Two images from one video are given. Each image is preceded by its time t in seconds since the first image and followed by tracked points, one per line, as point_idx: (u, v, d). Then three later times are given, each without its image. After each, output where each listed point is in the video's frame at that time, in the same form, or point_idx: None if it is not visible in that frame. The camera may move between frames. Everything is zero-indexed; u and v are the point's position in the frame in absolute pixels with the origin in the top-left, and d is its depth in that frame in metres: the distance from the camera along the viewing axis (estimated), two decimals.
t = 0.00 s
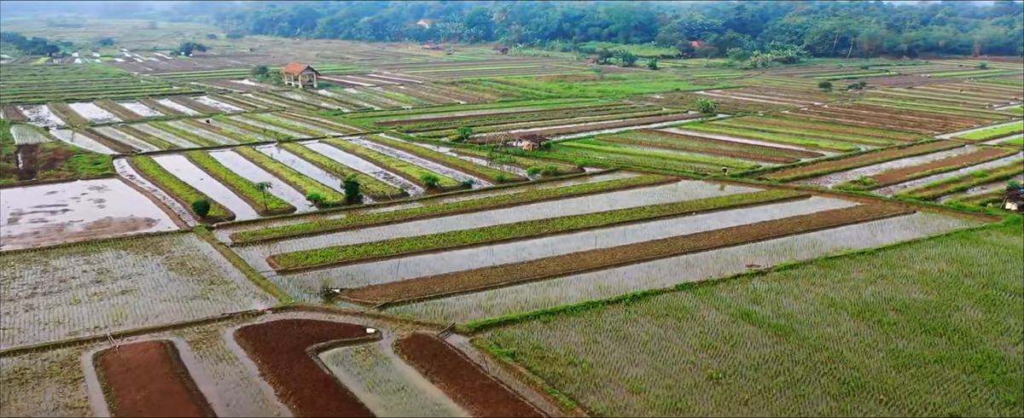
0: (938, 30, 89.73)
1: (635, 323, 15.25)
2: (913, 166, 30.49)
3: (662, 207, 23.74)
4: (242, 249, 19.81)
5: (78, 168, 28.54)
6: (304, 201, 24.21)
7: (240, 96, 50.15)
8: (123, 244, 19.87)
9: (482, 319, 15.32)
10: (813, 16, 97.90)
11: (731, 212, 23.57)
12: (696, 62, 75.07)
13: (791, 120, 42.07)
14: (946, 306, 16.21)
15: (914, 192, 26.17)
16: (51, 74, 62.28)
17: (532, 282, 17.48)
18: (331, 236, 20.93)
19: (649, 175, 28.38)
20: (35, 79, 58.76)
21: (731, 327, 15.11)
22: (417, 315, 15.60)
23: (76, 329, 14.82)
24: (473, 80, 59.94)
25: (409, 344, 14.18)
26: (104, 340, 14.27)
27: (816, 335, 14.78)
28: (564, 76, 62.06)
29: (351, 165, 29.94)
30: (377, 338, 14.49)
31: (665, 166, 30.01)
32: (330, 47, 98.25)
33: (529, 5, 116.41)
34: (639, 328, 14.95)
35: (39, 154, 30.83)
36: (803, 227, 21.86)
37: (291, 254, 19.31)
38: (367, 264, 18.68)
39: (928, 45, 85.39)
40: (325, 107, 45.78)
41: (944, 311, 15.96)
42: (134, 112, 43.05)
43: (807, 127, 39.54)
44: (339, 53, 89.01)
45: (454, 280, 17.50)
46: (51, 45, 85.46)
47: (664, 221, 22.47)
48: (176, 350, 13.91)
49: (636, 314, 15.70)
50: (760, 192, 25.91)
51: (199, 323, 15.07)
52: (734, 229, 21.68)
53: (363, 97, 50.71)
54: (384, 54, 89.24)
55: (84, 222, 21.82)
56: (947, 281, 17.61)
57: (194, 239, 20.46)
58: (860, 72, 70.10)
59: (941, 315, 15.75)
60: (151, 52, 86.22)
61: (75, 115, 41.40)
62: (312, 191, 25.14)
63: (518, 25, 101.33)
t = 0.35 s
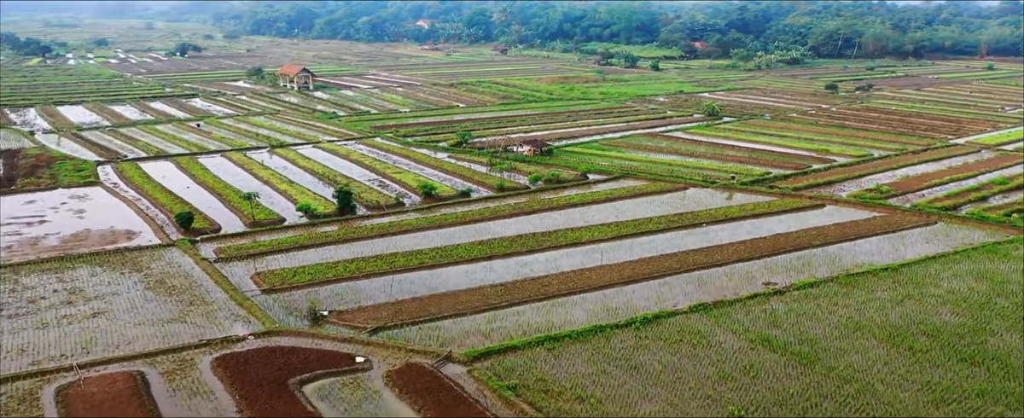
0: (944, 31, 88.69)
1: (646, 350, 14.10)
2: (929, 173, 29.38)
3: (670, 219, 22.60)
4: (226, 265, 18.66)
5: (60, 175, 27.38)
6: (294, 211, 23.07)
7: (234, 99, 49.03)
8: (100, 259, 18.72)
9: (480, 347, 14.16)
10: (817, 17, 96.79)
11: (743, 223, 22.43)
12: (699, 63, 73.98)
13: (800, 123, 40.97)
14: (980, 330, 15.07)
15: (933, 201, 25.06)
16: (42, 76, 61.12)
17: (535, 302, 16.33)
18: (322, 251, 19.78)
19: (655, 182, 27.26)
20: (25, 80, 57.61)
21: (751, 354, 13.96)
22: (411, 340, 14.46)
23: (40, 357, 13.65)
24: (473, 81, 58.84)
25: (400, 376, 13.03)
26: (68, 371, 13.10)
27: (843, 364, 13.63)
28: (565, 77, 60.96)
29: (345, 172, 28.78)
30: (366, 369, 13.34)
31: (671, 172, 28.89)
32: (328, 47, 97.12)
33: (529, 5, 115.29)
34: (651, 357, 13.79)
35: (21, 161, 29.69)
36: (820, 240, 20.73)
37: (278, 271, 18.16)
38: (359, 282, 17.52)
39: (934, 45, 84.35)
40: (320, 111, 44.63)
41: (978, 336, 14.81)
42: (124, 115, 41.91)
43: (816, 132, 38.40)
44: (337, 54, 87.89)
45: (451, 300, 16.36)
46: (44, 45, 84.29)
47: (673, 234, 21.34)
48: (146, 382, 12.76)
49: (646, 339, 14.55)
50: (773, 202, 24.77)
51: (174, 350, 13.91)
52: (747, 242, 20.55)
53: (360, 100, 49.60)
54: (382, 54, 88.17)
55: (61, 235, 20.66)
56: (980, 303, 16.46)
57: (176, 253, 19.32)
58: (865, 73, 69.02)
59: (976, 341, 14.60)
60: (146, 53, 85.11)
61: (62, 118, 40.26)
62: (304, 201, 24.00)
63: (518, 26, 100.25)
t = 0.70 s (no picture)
0: (950, 31, 87.53)
1: (661, 386, 12.81)
2: (949, 180, 28.13)
3: (681, 233, 21.29)
4: (206, 284, 17.36)
5: (38, 184, 26.06)
6: (282, 224, 21.78)
7: (227, 102, 47.74)
8: (70, 279, 17.40)
9: (478, 382, 12.88)
10: (821, 17, 95.59)
11: (758, 238, 21.14)
12: (702, 64, 72.75)
13: (809, 128, 39.73)
14: None
15: (957, 211, 23.81)
16: (32, 77, 59.78)
17: (538, 328, 15.05)
18: (309, 268, 18.48)
19: (663, 191, 25.97)
20: (14, 82, 56.29)
21: (777, 391, 12.68)
22: (402, 374, 13.17)
23: None
24: (472, 83, 57.60)
25: None
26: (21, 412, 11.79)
27: (878, 403, 12.36)
28: (566, 79, 59.73)
29: (338, 180, 27.46)
30: (352, 410, 12.06)
31: (679, 181, 27.62)
32: (326, 48, 95.85)
33: (529, 5, 114.05)
34: (667, 394, 12.52)
35: None
36: (841, 257, 19.43)
37: (261, 291, 16.86)
38: (348, 305, 16.22)
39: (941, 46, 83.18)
40: (315, 114, 43.34)
41: None
42: (111, 119, 40.60)
43: (826, 137, 37.14)
44: (334, 55, 86.65)
45: (447, 326, 15.07)
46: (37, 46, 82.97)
47: (684, 250, 20.04)
48: None
49: (660, 373, 13.27)
50: (788, 213, 23.48)
51: (140, 386, 12.61)
52: (763, 259, 19.26)
53: (356, 103, 48.34)
54: (380, 55, 86.95)
55: (31, 251, 19.34)
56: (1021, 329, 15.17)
57: (153, 271, 18.02)
58: (872, 74, 67.83)
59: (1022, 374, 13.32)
60: (140, 54, 83.85)
61: (48, 122, 38.95)
62: (293, 213, 22.72)
63: (518, 26, 99.05)
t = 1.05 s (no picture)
0: (955, 32, 86.47)
1: None
2: (968, 188, 26.98)
3: (692, 247, 20.11)
4: (185, 306, 16.19)
5: (16, 193, 24.87)
6: (269, 237, 20.63)
7: (220, 105, 46.57)
8: (38, 300, 16.22)
9: None
10: (825, 17, 94.54)
11: (774, 252, 19.97)
12: (705, 66, 71.63)
13: (818, 132, 38.59)
14: None
15: (980, 222, 22.66)
16: (22, 79, 58.59)
17: (541, 357, 13.87)
18: (297, 287, 17.31)
19: (671, 201, 24.80)
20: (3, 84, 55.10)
21: None
22: (393, 412, 12.00)
23: None
24: (471, 85, 56.47)
25: None
26: None
27: None
28: (567, 80, 58.61)
29: (330, 188, 26.29)
30: None
31: (687, 189, 26.46)
32: (323, 49, 94.70)
33: (529, 5, 112.91)
34: None
35: None
36: (863, 274, 18.26)
37: (243, 314, 15.65)
38: (336, 329, 15.05)
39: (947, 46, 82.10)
40: (309, 117, 42.18)
41: None
42: (100, 122, 39.44)
43: (837, 141, 35.99)
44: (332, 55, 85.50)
45: (443, 355, 13.89)
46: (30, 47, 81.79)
47: (696, 266, 18.85)
48: None
49: (677, 410, 12.09)
50: (804, 225, 22.31)
51: None
52: (781, 276, 18.08)
53: (352, 105, 47.17)
54: (377, 55, 85.85)
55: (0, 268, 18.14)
56: None
57: (128, 290, 16.83)
58: (878, 75, 66.72)
59: None
60: (135, 54, 82.66)
61: (33, 126, 37.77)
62: (282, 225, 21.55)
63: (518, 26, 97.95)
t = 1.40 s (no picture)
0: (962, 32, 85.29)
1: None
2: (992, 197, 25.73)
3: (705, 264, 18.79)
4: (157, 333, 14.87)
5: None
6: (254, 253, 19.34)
7: (212, 108, 45.26)
8: None
9: None
10: (829, 17, 93.32)
11: (793, 270, 18.68)
12: (709, 67, 70.34)
13: (830, 137, 37.33)
14: None
15: (1008, 235, 21.41)
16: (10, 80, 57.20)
17: (547, 395, 12.59)
18: (280, 311, 15.99)
19: (681, 212, 23.52)
20: None
21: None
22: None
23: None
24: (470, 87, 55.19)
25: None
26: None
27: None
28: (569, 82, 57.33)
29: (322, 199, 25.00)
30: None
31: (697, 199, 25.17)
32: (321, 49, 93.47)
33: (529, 5, 111.63)
34: None
35: None
36: (892, 296, 16.96)
37: (219, 343, 14.34)
38: (321, 361, 13.75)
39: (954, 47, 80.90)
40: (303, 121, 40.85)
41: None
42: (85, 127, 38.06)
43: (850, 147, 34.68)
44: (329, 56, 84.20)
45: (438, 392, 12.58)
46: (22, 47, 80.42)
47: (711, 287, 17.55)
48: None
49: None
50: (823, 239, 21.00)
51: None
52: (803, 298, 16.78)
53: (348, 108, 45.88)
54: (375, 56, 84.55)
55: None
56: None
57: (98, 316, 15.53)
58: (886, 77, 65.48)
59: None
60: (129, 55, 81.32)
61: (16, 130, 36.43)
62: (268, 240, 20.26)
63: (518, 26, 96.67)
